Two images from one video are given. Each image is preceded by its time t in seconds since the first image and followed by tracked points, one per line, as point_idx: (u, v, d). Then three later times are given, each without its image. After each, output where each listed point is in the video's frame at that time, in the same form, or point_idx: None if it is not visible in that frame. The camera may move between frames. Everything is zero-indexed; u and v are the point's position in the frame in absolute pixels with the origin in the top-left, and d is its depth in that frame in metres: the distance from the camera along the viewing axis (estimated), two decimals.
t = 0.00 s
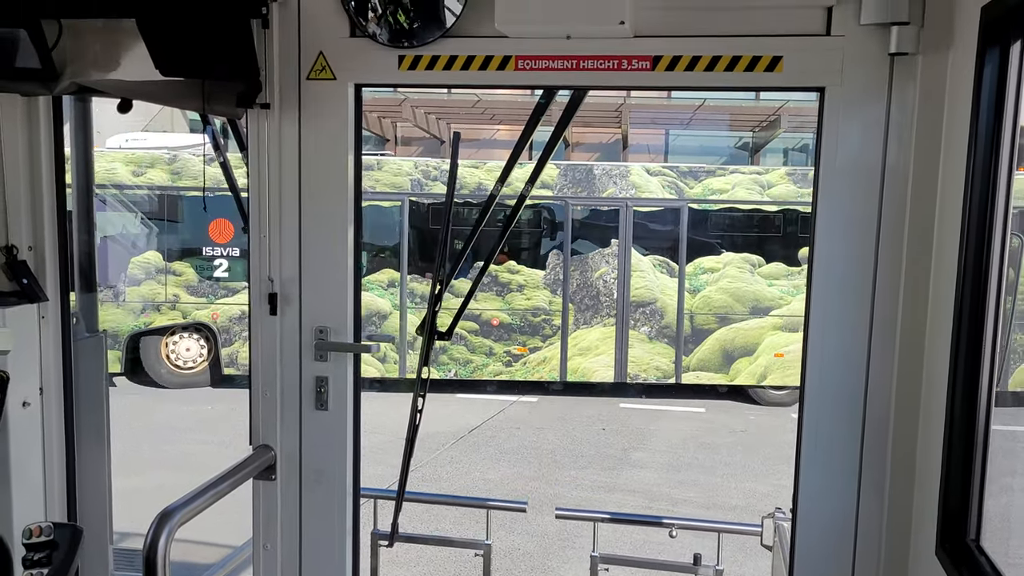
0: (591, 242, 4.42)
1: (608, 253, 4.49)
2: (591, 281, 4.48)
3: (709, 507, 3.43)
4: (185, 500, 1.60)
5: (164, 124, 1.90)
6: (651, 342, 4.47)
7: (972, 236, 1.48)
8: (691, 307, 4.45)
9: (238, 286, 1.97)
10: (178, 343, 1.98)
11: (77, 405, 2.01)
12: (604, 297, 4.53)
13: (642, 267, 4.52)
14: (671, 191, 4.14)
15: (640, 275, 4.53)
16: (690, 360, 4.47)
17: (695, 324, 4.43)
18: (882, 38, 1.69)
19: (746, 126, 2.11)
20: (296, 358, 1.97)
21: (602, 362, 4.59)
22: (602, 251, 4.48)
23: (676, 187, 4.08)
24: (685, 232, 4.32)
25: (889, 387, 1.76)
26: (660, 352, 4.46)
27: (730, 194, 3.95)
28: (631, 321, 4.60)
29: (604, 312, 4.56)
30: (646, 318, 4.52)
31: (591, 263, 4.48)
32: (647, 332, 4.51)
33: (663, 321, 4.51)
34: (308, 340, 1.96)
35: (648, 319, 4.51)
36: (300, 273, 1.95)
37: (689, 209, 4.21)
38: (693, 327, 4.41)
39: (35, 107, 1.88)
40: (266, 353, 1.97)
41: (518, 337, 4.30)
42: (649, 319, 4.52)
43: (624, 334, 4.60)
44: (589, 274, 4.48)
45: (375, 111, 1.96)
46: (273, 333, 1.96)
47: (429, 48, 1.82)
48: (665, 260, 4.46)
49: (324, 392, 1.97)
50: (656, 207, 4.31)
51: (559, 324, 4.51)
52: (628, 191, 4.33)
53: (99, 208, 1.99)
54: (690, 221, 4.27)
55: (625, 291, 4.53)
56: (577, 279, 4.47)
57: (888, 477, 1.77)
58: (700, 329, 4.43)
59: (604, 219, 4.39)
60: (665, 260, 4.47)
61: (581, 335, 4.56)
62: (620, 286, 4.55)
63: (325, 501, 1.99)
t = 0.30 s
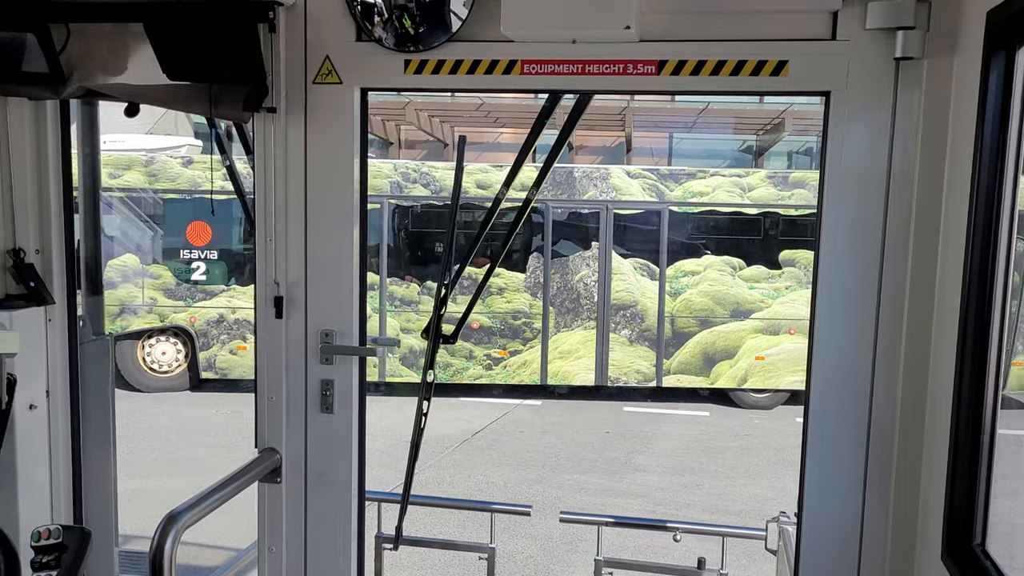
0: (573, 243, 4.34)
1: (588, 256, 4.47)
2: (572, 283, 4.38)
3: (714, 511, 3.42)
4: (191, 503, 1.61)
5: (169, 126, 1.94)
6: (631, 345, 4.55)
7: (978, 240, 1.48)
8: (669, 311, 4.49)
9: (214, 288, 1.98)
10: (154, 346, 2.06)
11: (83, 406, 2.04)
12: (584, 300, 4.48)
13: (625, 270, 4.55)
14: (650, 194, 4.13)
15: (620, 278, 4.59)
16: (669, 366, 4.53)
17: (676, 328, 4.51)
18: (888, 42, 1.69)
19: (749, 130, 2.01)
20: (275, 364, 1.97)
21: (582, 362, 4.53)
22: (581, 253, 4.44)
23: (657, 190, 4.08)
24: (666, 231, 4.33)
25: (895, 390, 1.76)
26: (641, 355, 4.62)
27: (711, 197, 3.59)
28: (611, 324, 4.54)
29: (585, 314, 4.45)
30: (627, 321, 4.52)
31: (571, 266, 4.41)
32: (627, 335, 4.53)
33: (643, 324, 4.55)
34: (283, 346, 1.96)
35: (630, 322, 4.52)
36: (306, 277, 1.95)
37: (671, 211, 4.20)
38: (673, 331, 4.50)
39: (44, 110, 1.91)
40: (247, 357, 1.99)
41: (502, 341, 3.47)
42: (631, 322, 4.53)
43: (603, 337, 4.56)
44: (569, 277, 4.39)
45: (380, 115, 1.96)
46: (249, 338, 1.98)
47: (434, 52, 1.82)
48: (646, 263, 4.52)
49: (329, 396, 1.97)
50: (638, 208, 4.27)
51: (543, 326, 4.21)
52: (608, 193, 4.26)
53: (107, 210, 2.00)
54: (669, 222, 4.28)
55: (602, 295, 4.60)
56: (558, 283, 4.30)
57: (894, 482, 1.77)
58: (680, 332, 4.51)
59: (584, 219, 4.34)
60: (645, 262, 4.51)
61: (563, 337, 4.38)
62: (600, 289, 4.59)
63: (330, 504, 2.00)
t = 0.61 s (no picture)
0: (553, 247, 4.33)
1: (563, 261, 4.40)
2: (547, 287, 4.29)
3: (719, 517, 3.41)
4: (197, 508, 1.62)
5: (175, 131, 1.92)
6: (607, 350, 4.68)
7: (982, 246, 1.48)
8: (645, 315, 4.69)
9: (187, 293, 2.07)
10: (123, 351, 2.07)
11: (90, 411, 2.04)
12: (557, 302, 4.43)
13: (600, 276, 4.56)
14: (626, 198, 4.20)
15: (596, 282, 4.58)
16: (646, 369, 4.79)
17: (651, 332, 4.72)
18: (892, 50, 1.70)
19: (754, 136, 2.01)
20: (246, 368, 2.02)
21: (558, 367, 4.53)
22: (558, 258, 4.37)
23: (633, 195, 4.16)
24: (645, 237, 4.43)
25: (901, 397, 1.76)
26: (616, 359, 4.71)
27: (685, 202, 4.13)
28: (586, 328, 4.67)
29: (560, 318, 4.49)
30: (602, 325, 4.69)
31: (546, 270, 4.29)
32: (602, 339, 4.69)
33: (618, 328, 4.73)
34: (250, 350, 2.00)
35: (603, 327, 4.70)
36: (312, 283, 1.96)
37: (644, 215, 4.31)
38: (648, 334, 4.72)
39: (52, 116, 1.92)
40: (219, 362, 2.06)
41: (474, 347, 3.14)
42: (607, 327, 4.72)
43: (578, 342, 4.63)
44: (546, 281, 4.29)
45: (386, 120, 1.95)
46: (220, 343, 2.02)
47: (440, 60, 1.83)
48: (620, 268, 4.56)
49: (335, 401, 1.98)
50: (613, 212, 4.31)
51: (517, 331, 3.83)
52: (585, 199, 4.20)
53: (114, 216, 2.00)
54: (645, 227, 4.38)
55: (579, 300, 4.60)
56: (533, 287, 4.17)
57: (900, 489, 1.77)
58: (655, 337, 4.73)
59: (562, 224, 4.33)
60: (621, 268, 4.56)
61: (540, 342, 4.36)
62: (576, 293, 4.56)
63: (336, 509, 2.00)
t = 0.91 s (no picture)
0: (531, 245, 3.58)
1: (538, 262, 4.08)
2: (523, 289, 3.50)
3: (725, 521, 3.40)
4: (204, 512, 1.62)
5: (183, 134, 1.93)
6: (582, 353, 4.34)
7: (991, 251, 1.48)
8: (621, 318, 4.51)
9: (159, 296, 2.05)
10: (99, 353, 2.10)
11: (99, 413, 2.05)
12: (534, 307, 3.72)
13: (574, 278, 4.35)
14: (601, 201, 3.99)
15: (571, 285, 4.35)
16: (622, 372, 4.55)
17: (626, 335, 4.50)
18: (900, 55, 1.69)
19: (760, 139, 1.99)
20: (218, 371, 2.08)
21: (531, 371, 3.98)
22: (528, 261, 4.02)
23: (607, 196, 3.90)
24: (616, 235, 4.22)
25: (909, 401, 1.76)
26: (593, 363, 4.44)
27: (662, 204, 3.79)
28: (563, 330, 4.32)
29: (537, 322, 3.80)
30: (577, 328, 4.37)
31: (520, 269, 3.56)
32: (577, 340, 4.33)
33: (593, 331, 4.45)
34: (222, 353, 2.05)
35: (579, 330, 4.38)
36: (319, 287, 1.96)
37: (620, 217, 4.11)
38: (624, 338, 4.49)
39: (61, 119, 1.92)
40: (193, 365, 2.10)
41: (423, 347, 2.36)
42: (581, 329, 4.40)
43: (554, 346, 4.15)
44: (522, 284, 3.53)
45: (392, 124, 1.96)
46: (193, 346, 2.07)
47: (448, 64, 1.83)
48: (596, 269, 4.38)
49: (342, 405, 1.98)
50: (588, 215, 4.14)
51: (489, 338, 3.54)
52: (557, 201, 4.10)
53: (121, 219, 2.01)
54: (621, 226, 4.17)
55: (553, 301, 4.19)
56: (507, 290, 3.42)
57: (907, 494, 1.77)
58: (630, 340, 4.51)
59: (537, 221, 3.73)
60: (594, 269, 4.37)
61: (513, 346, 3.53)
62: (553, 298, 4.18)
63: (343, 512, 2.01)
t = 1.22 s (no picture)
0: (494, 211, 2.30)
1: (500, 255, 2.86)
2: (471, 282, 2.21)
3: (731, 532, 3.39)
4: (210, 525, 1.63)
5: (189, 145, 1.95)
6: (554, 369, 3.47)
7: (997, 264, 1.48)
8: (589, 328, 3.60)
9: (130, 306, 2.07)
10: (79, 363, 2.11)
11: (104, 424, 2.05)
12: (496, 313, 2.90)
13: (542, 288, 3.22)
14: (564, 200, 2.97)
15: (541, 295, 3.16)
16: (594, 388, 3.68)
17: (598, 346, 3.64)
18: (906, 68, 1.70)
19: (765, 148, 1.88)
20: (186, 382, 2.12)
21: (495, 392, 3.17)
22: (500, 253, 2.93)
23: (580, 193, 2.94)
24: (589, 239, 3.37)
25: (915, 414, 1.76)
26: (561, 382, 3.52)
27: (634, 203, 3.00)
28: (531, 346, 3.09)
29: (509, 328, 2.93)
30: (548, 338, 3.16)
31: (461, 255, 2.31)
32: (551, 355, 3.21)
33: (561, 345, 3.28)
34: (190, 364, 2.10)
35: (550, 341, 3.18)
36: (325, 299, 1.97)
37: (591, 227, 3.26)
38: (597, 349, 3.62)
39: (68, 130, 1.92)
40: (159, 376, 2.10)
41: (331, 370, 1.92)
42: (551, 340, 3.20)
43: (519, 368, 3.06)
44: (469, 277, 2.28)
45: (398, 134, 1.94)
46: (160, 356, 2.10)
47: (454, 77, 1.84)
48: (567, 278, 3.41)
49: (347, 417, 1.98)
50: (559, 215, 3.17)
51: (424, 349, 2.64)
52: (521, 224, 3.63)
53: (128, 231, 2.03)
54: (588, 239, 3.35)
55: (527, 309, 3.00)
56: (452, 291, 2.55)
57: (914, 508, 1.76)
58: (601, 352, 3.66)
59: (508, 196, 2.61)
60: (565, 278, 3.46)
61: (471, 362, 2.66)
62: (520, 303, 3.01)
63: (348, 524, 2.01)
